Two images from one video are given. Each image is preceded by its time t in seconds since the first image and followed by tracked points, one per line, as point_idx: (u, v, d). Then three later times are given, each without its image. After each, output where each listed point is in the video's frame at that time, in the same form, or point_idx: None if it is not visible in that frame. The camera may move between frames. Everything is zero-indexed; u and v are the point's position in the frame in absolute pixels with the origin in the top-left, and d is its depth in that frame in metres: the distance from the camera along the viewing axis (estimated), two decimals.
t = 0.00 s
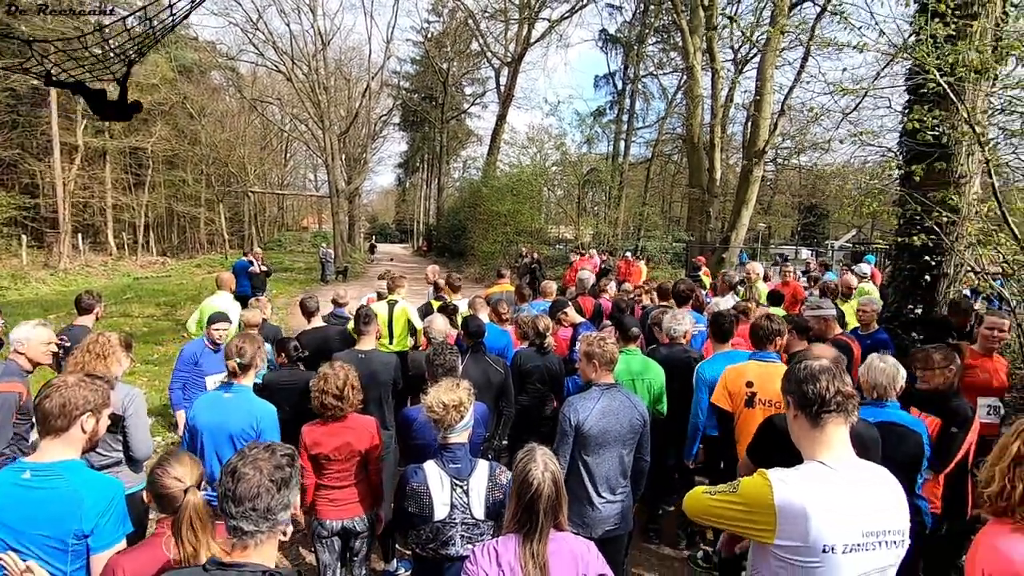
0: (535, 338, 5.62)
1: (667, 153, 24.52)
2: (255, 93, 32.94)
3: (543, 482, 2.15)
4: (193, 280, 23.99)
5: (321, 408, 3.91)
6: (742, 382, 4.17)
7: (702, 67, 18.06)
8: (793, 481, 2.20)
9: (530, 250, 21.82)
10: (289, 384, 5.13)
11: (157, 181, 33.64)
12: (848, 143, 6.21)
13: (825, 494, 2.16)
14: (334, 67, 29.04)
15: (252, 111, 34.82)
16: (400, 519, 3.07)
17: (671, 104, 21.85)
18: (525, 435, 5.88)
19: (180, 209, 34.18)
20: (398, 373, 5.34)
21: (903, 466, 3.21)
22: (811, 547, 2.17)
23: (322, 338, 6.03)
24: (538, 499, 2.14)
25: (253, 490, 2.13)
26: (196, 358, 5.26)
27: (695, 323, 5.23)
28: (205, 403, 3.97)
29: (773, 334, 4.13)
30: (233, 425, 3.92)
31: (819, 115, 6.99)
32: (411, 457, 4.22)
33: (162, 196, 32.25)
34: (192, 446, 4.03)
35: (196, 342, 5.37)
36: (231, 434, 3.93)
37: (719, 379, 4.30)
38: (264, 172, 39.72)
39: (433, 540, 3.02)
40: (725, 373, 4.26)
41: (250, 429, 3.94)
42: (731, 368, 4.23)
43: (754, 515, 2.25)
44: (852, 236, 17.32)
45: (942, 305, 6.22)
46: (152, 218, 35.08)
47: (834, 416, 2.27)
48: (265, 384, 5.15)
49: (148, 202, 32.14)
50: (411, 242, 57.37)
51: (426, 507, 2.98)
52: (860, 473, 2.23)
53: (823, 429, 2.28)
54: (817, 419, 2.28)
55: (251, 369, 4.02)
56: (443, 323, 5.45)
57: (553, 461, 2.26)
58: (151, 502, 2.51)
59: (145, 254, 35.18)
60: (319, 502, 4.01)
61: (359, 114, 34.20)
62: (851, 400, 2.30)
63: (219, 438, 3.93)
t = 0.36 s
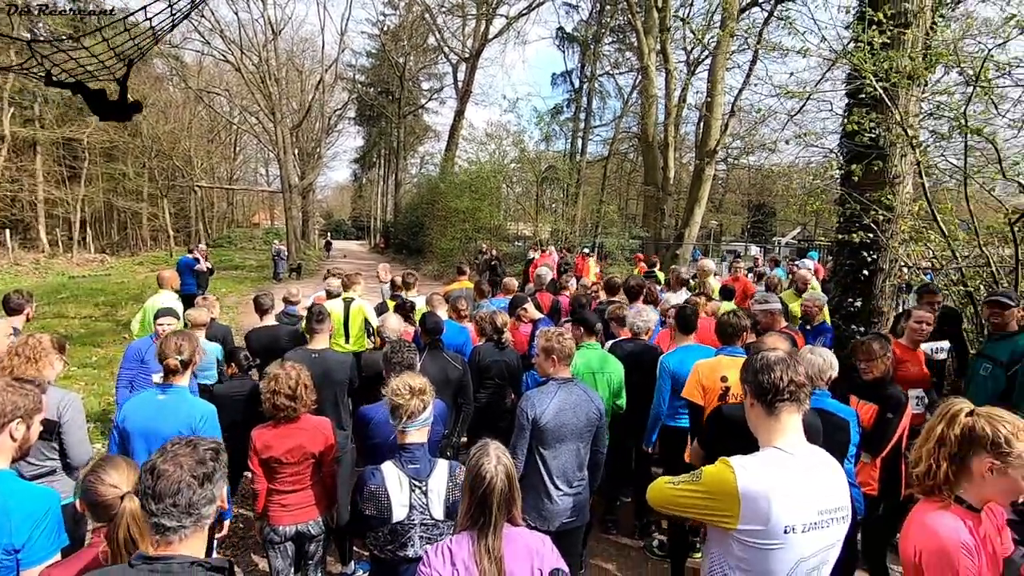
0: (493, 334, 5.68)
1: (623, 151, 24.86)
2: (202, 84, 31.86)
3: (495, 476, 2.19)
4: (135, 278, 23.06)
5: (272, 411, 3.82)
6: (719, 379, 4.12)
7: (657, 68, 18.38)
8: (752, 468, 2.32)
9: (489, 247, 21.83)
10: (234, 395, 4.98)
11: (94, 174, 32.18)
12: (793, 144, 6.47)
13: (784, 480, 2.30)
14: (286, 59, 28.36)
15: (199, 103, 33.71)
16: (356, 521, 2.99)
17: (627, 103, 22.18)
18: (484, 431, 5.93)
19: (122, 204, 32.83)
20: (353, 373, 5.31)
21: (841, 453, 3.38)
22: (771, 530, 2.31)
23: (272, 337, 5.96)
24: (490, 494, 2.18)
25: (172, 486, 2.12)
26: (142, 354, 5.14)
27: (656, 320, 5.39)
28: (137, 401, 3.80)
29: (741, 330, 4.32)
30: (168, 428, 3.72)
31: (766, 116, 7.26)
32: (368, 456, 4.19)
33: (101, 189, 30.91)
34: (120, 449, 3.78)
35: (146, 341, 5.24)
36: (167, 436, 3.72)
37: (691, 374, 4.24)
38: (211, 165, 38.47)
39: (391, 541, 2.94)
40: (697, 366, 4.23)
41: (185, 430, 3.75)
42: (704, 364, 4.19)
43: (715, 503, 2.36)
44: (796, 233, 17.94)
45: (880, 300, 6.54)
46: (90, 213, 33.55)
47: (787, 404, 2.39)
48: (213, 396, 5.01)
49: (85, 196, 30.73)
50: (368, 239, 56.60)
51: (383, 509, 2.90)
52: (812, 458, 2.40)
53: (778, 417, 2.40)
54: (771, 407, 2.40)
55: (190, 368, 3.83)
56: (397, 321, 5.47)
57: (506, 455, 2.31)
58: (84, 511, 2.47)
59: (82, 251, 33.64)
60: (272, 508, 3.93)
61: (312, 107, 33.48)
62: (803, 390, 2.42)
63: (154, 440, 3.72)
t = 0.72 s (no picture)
0: (451, 332, 5.67)
1: (582, 149, 25.09)
2: (146, 75, 30.69)
3: (447, 473, 2.21)
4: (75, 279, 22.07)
5: (223, 412, 3.73)
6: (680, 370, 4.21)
7: (613, 66, 18.58)
8: (694, 457, 2.42)
9: (449, 244, 21.78)
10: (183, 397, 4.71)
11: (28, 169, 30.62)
12: (743, 143, 6.68)
13: (724, 470, 2.40)
14: (237, 51, 27.58)
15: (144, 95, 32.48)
16: (315, 523, 2.97)
17: (585, 101, 22.40)
18: (445, 428, 5.98)
19: (60, 200, 31.40)
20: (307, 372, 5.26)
21: (788, 441, 3.55)
22: (709, 518, 2.42)
23: (225, 337, 5.85)
24: (444, 490, 2.20)
25: (94, 494, 2.06)
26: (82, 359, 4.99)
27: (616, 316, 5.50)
28: (66, 405, 3.63)
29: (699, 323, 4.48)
30: (106, 431, 3.61)
31: (718, 116, 7.48)
32: (325, 456, 4.15)
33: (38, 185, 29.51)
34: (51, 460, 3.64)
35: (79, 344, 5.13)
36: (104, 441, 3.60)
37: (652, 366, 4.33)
38: (157, 160, 37.11)
39: (351, 542, 2.93)
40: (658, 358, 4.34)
41: (125, 433, 3.64)
42: (665, 355, 4.30)
43: (658, 492, 2.46)
44: (748, 229, 18.49)
45: (825, 293, 6.82)
46: (26, 209, 31.94)
47: (731, 396, 2.47)
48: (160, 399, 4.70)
49: (19, 192, 29.24)
50: (325, 236, 55.71)
51: (343, 510, 2.88)
52: (752, 446, 2.50)
53: (722, 408, 2.48)
54: (715, 397, 2.48)
55: (124, 367, 3.72)
56: (356, 320, 5.43)
57: (457, 451, 2.32)
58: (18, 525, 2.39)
59: (17, 251, 32.02)
60: (224, 515, 3.81)
61: (265, 101, 32.67)
62: (747, 381, 2.50)
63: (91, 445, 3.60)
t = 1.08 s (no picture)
0: (413, 328, 5.69)
1: (541, 144, 25.22)
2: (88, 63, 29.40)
3: (406, 470, 2.17)
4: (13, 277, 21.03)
5: (176, 411, 3.52)
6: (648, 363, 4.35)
7: (572, 63, 18.74)
8: (605, 447, 2.51)
9: (409, 240, 21.60)
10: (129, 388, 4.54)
11: None
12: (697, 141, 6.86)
13: (632, 457, 2.49)
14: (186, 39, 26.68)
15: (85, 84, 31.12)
16: (272, 526, 2.83)
17: (544, 96, 22.55)
18: (403, 425, 5.98)
19: None
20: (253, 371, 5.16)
21: (753, 431, 3.69)
22: (622, 504, 2.51)
23: (174, 338, 5.71)
24: (402, 488, 2.15)
25: (29, 501, 1.86)
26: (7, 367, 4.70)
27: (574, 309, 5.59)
28: None
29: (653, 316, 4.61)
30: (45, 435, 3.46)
31: (673, 114, 7.66)
32: (282, 454, 4.09)
33: None
34: None
35: None
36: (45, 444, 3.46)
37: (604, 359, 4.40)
38: (100, 152, 35.65)
39: (311, 542, 2.83)
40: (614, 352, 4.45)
41: (65, 437, 3.51)
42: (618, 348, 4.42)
43: (574, 485, 2.55)
44: (702, 225, 18.97)
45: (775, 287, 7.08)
46: None
47: (635, 386, 2.62)
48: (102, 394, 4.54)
49: None
50: (280, 231, 54.57)
51: (303, 509, 2.79)
52: (660, 431, 2.60)
53: (626, 398, 2.63)
54: (621, 388, 2.63)
55: (58, 367, 3.60)
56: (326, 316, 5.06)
57: (416, 449, 2.28)
58: None
59: None
60: (176, 521, 3.59)
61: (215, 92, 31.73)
62: (649, 368, 2.63)
63: (28, 451, 3.44)
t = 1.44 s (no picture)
0: (370, 325, 5.68)
1: (497, 140, 25.21)
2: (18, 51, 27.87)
3: (361, 469, 2.18)
4: None
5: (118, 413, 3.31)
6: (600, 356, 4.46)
7: (528, 58, 18.78)
8: (535, 437, 2.59)
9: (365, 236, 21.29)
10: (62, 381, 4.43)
11: None
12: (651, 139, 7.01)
13: (560, 445, 2.58)
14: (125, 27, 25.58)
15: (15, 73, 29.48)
16: (224, 534, 2.75)
17: (500, 92, 22.55)
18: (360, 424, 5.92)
19: None
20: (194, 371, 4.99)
21: (702, 419, 3.83)
22: (552, 492, 2.58)
23: (108, 340, 5.44)
24: (358, 486, 2.17)
25: None
26: None
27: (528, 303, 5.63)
28: None
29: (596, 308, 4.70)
30: None
31: (627, 112, 7.81)
32: (233, 457, 3.98)
33: None
34: None
35: None
36: None
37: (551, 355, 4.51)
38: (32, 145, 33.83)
39: (267, 544, 2.77)
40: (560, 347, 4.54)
41: None
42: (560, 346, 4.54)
43: (506, 481, 2.62)
44: (656, 220, 19.35)
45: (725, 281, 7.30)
46: None
47: (564, 375, 2.71)
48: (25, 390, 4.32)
49: None
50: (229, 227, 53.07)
51: (259, 512, 2.72)
52: (590, 419, 2.70)
53: (558, 388, 2.72)
54: (551, 380, 2.72)
55: None
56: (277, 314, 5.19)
57: (372, 447, 2.30)
58: None
59: None
60: (118, 529, 3.37)
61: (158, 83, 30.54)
62: (577, 358, 2.73)
63: None
